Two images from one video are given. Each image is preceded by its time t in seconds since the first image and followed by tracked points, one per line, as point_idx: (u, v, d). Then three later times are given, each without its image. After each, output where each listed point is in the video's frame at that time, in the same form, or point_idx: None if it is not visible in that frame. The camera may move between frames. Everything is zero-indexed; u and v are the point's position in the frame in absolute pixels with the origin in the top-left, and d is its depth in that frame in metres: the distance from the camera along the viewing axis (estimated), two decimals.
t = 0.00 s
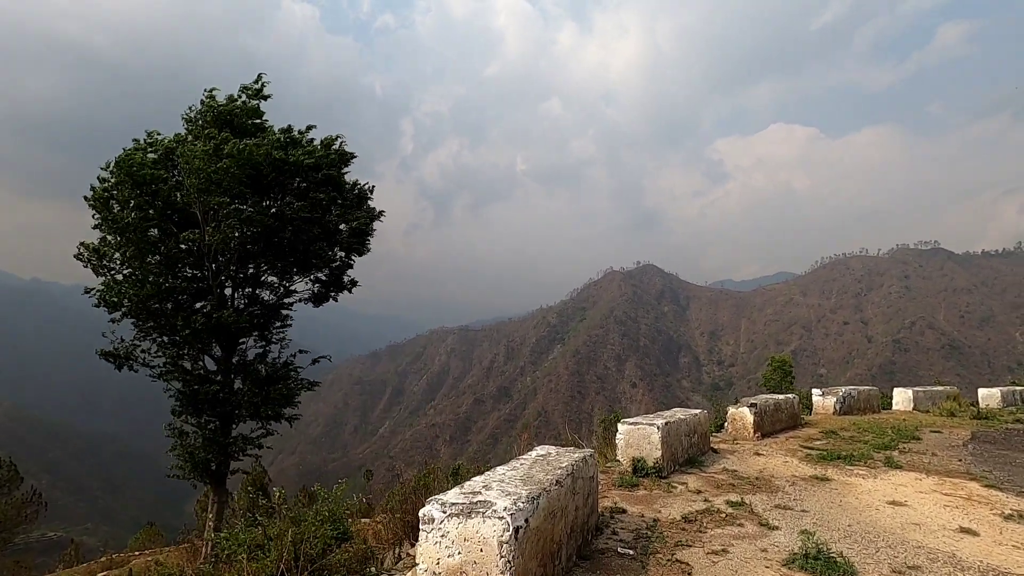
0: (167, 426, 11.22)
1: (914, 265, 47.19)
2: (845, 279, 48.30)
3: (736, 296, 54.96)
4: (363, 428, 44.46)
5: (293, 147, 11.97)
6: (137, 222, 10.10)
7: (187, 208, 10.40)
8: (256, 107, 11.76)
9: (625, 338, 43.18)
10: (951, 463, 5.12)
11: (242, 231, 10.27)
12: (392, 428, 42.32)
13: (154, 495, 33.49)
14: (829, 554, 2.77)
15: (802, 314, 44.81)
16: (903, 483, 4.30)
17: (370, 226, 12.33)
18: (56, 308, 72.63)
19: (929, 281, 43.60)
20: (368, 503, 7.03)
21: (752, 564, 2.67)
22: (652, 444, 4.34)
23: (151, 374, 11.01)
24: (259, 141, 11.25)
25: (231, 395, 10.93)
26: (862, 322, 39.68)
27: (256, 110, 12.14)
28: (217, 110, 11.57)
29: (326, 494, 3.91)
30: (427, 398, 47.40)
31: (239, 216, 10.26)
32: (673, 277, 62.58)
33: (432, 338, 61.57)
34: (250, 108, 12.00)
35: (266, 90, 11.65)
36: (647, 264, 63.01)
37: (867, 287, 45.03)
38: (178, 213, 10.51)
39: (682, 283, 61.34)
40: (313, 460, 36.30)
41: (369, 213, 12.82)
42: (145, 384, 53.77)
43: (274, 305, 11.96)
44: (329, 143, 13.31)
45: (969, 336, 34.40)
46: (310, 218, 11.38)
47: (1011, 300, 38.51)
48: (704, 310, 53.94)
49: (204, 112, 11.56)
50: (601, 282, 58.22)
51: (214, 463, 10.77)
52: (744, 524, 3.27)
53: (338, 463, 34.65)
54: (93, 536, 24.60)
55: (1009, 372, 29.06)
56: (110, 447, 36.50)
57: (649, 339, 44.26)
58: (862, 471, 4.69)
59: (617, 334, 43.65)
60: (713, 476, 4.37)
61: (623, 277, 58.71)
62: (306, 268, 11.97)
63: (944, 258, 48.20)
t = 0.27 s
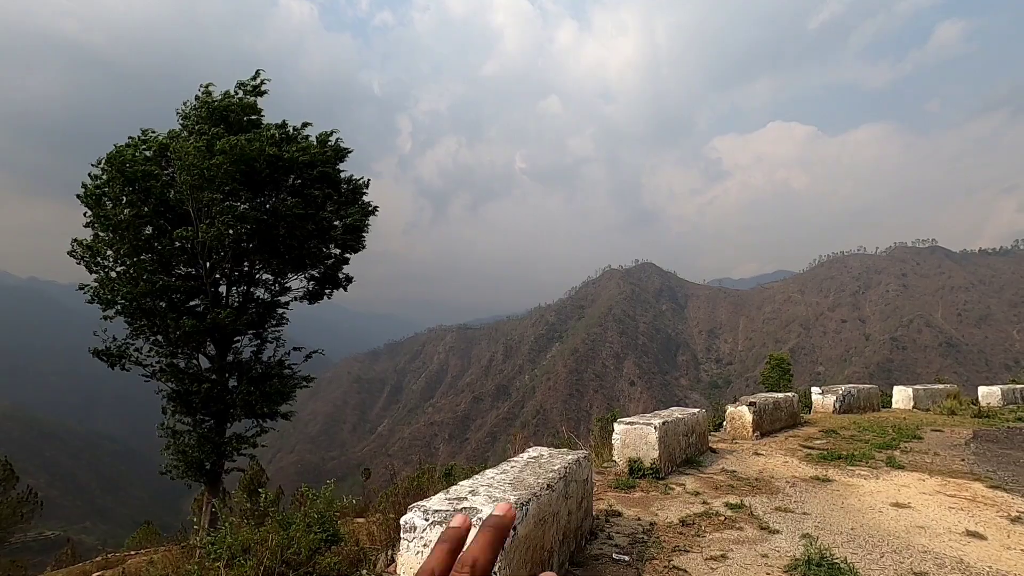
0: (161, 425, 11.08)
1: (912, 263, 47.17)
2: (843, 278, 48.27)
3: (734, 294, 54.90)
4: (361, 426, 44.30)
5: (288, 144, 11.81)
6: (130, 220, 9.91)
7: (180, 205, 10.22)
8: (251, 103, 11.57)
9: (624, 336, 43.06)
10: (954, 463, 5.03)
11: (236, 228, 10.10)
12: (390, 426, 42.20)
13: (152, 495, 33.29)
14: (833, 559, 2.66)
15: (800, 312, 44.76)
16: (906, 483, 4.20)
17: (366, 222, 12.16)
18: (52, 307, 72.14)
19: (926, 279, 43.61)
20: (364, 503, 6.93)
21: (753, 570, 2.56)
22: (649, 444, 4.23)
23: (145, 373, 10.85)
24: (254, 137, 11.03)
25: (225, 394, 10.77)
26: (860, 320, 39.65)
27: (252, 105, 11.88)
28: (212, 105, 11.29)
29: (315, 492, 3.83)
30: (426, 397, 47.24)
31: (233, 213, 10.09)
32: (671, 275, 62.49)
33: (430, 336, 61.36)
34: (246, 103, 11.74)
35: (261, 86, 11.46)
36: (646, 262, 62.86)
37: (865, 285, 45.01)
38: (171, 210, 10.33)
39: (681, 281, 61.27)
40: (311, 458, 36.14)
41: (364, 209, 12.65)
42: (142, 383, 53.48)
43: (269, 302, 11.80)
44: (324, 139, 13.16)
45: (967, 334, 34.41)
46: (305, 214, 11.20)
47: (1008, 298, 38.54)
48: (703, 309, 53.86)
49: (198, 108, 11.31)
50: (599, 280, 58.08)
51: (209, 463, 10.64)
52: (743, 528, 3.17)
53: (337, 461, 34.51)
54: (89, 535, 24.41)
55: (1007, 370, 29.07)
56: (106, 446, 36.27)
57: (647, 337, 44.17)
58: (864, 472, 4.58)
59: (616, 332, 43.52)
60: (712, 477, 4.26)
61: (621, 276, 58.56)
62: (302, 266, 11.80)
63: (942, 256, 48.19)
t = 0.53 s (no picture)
0: (152, 423, 10.89)
1: (909, 262, 47.16)
2: (840, 276, 48.25)
3: (732, 292, 54.85)
4: (359, 423, 44.16)
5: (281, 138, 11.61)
6: (120, 215, 9.72)
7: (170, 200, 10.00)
8: (243, 97, 11.35)
9: (621, 334, 42.96)
10: (953, 465, 4.93)
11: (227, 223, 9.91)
12: (388, 424, 42.07)
13: (148, 492, 33.09)
14: (832, 569, 2.54)
15: (797, 311, 44.72)
16: (906, 487, 4.09)
17: (359, 218, 11.96)
18: (48, 303, 71.61)
19: (923, 278, 43.62)
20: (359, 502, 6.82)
21: None
22: (641, 446, 4.11)
23: (136, 371, 10.66)
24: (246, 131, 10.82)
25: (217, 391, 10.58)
26: (857, 318, 39.64)
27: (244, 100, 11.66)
28: (203, 99, 11.07)
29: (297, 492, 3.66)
30: (423, 394, 47.08)
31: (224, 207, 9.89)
32: (669, 273, 62.39)
33: (428, 334, 61.14)
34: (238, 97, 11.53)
35: (254, 80, 11.23)
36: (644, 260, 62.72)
37: (862, 284, 45.00)
38: (162, 204, 10.10)
39: (678, 279, 61.17)
40: (308, 455, 35.98)
41: (359, 205, 12.47)
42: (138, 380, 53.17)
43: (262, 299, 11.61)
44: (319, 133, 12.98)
45: (963, 334, 34.44)
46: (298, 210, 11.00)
47: (1004, 298, 38.57)
48: (700, 307, 53.78)
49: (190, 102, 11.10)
50: (597, 278, 57.93)
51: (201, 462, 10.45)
52: (737, 533, 3.05)
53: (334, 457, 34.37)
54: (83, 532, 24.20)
55: (1003, 370, 29.11)
56: (101, 443, 36.02)
57: (645, 335, 44.08)
58: (862, 474, 4.46)
59: (613, 330, 43.41)
60: (708, 479, 4.13)
61: (619, 274, 58.43)
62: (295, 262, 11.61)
63: (938, 255, 48.19)
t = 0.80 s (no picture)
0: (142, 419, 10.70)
1: (903, 258, 47.28)
2: (834, 272, 48.32)
3: (727, 288, 54.88)
4: (354, 417, 44.02)
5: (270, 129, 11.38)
6: (107, 207, 9.49)
7: (158, 192, 9.78)
8: (231, 87, 11.12)
9: (617, 329, 42.91)
10: (951, 464, 4.84)
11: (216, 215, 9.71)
12: (383, 418, 41.94)
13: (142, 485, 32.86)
14: None
15: (792, 306, 44.79)
16: (903, 486, 4.01)
17: (351, 211, 11.77)
18: (40, 296, 70.83)
19: (916, 274, 43.75)
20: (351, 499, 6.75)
21: None
22: (633, 444, 4.01)
23: (126, 365, 10.47)
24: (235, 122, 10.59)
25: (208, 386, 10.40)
26: (851, 314, 39.73)
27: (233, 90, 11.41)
28: (190, 89, 10.82)
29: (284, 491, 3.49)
30: (419, 389, 46.95)
31: (213, 199, 9.68)
32: (665, 269, 62.35)
33: (424, 328, 60.92)
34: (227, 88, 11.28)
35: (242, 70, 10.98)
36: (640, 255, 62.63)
37: (856, 280, 45.08)
38: (150, 196, 9.89)
39: (674, 274, 61.15)
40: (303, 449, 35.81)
41: (351, 198, 12.29)
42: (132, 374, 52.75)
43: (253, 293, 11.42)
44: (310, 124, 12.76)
45: (956, 330, 34.59)
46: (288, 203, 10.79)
47: (996, 294, 38.74)
48: (696, 302, 53.78)
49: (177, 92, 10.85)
50: (593, 272, 57.81)
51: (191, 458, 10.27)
52: (732, 536, 2.95)
53: (329, 450, 34.23)
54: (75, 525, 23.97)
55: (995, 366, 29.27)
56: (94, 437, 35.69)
57: (640, 330, 44.05)
58: (858, 473, 4.38)
59: (609, 325, 43.34)
60: (702, 479, 4.03)
61: (615, 269, 58.32)
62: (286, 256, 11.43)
63: (932, 252, 48.30)
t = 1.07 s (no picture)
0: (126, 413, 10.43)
1: (892, 252, 47.59)
2: (824, 266, 48.57)
3: (718, 281, 55.03)
4: (346, 410, 43.82)
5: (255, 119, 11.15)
6: (88, 197, 9.20)
7: (140, 181, 9.51)
8: (214, 76, 10.87)
9: (609, 322, 42.96)
10: (946, 458, 4.77)
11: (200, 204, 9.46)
12: (375, 411, 41.78)
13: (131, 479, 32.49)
14: None
15: (782, 300, 44.98)
16: (899, 481, 3.93)
17: (340, 202, 11.57)
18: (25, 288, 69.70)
19: (905, 268, 44.07)
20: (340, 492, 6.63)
21: None
22: (625, 439, 3.91)
23: (109, 359, 10.20)
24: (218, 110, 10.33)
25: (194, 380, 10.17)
26: (840, 307, 39.97)
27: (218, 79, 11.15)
28: (171, 77, 10.53)
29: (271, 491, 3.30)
30: (411, 382, 46.82)
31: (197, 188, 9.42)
32: (657, 262, 62.39)
33: (416, 321, 60.68)
34: (211, 75, 11.02)
35: (225, 58, 10.74)
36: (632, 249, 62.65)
37: (845, 274, 45.34)
38: (132, 186, 9.61)
39: (666, 268, 61.21)
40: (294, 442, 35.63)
41: (340, 190, 12.11)
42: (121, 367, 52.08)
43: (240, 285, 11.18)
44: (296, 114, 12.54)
45: (942, 322, 34.90)
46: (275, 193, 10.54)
47: (982, 288, 39.10)
48: (687, 295, 53.88)
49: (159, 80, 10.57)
50: (586, 266, 57.76)
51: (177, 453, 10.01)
52: (725, 534, 2.86)
53: (321, 442, 34.10)
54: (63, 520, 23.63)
55: (979, 359, 29.59)
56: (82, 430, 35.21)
57: (632, 323, 44.08)
58: (853, 467, 4.30)
59: (601, 318, 43.36)
60: (695, 474, 3.94)
61: (607, 262, 58.26)
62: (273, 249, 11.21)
63: (920, 246, 48.66)
